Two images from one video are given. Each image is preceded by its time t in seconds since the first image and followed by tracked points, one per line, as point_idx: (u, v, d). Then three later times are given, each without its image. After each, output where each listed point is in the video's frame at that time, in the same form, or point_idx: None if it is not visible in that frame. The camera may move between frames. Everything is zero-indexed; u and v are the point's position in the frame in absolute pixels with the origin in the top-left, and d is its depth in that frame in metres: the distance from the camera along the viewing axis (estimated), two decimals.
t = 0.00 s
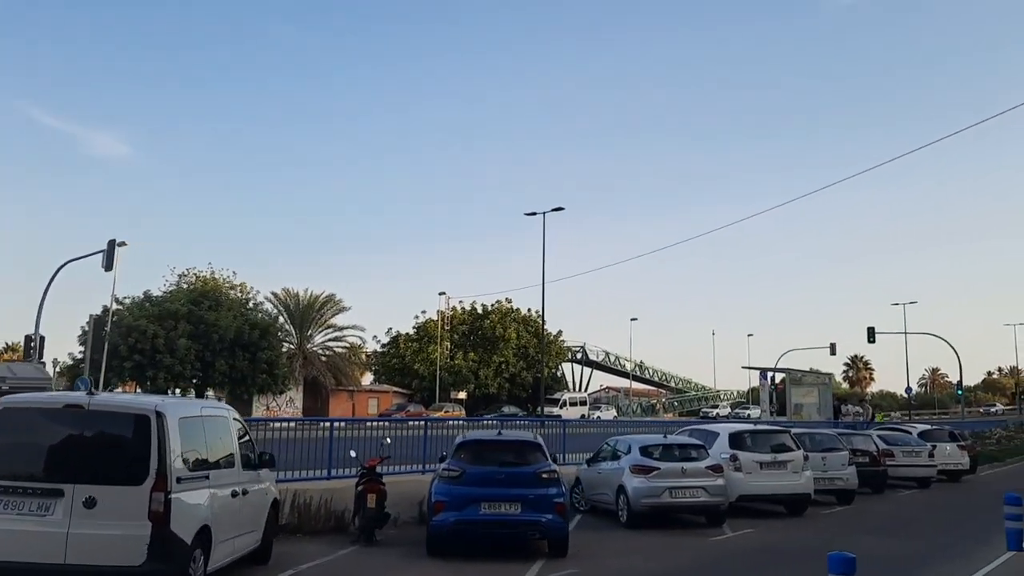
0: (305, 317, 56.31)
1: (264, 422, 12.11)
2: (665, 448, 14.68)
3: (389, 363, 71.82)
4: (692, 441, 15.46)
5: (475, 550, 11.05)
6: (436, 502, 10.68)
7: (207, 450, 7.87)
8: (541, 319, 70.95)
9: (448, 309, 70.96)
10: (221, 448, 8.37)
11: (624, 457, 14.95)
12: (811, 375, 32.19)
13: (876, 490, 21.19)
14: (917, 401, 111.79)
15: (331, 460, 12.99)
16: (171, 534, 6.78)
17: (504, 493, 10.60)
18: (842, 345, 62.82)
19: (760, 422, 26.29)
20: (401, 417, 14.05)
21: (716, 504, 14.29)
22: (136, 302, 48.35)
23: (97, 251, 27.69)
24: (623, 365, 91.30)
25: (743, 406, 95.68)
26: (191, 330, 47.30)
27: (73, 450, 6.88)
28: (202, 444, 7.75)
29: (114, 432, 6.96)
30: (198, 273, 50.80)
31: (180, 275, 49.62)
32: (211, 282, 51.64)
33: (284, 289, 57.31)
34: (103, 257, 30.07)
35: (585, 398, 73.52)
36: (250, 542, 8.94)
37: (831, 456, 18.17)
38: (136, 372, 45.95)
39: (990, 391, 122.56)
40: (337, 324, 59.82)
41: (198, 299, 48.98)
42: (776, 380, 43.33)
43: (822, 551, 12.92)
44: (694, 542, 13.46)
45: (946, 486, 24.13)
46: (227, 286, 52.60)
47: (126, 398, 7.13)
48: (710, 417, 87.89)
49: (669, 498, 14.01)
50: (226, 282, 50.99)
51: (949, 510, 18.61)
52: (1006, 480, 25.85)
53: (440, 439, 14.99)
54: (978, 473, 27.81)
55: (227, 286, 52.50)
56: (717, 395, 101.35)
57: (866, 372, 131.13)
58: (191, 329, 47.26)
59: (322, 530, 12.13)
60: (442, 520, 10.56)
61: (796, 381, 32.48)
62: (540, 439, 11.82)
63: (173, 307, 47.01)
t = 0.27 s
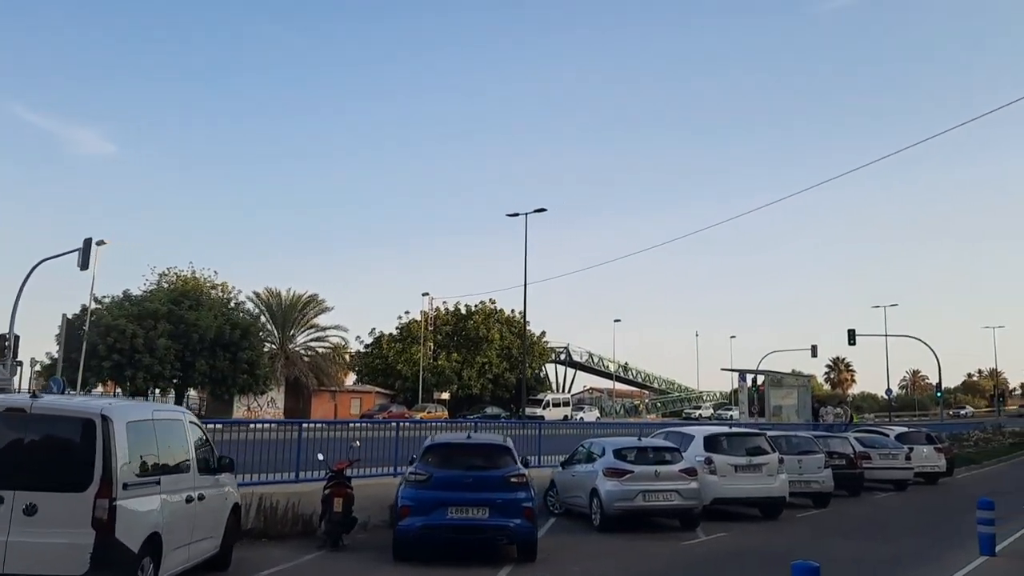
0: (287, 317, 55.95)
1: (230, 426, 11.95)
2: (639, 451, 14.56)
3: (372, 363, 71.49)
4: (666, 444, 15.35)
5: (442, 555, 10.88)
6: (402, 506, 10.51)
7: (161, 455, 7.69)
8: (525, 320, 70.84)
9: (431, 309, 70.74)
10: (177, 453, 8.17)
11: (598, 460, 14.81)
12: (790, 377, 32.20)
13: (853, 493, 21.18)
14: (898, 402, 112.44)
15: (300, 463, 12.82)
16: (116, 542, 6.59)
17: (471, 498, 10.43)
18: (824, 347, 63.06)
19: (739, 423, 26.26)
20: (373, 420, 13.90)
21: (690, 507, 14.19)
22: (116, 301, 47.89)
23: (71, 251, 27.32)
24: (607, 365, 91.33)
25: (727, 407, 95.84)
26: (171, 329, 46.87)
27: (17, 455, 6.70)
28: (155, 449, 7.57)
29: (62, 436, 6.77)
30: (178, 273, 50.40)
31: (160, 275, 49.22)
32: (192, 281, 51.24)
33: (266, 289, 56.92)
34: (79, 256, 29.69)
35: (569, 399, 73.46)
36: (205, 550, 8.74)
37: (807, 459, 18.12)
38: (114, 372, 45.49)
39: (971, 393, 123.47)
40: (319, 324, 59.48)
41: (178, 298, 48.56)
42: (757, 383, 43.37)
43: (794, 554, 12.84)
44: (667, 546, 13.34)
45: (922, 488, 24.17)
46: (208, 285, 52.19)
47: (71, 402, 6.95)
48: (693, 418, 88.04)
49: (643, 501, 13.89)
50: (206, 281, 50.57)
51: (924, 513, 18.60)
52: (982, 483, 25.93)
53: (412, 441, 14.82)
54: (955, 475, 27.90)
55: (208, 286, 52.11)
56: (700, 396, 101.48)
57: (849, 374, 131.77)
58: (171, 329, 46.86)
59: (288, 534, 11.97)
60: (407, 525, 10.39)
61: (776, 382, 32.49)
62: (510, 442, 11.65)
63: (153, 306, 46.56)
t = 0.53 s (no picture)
0: (271, 316, 55.59)
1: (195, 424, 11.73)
2: (615, 451, 14.38)
3: (357, 363, 71.10)
4: (644, 444, 15.17)
5: (410, 556, 10.66)
6: (369, 507, 10.27)
7: (111, 454, 7.45)
8: (510, 321, 70.66)
9: (417, 309, 70.46)
10: (131, 452, 7.93)
11: (574, 460, 14.62)
12: (773, 377, 32.12)
13: (833, 494, 21.07)
14: (883, 403, 112.89)
15: (269, 463, 12.60)
16: (58, 543, 6.33)
17: (440, 498, 10.21)
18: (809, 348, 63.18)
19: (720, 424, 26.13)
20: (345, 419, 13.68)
21: (667, 508, 14.01)
22: (97, 299, 47.41)
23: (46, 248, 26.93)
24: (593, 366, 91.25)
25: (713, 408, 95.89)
26: (152, 328, 46.40)
27: None
28: (104, 446, 7.33)
29: (3, 434, 6.53)
30: (160, 271, 49.97)
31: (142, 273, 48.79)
32: (174, 280, 50.81)
33: (249, 287, 56.50)
34: (56, 254, 29.30)
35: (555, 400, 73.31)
36: (163, 551, 8.51)
37: (787, 459, 17.99)
38: (94, 371, 45.00)
39: (956, 395, 124.11)
40: (303, 324, 59.09)
41: (160, 297, 48.09)
42: (741, 384, 43.29)
43: (770, 556, 12.68)
44: (642, 547, 13.16)
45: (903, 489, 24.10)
46: (190, 284, 51.74)
47: (15, 398, 6.70)
48: (679, 419, 88.10)
49: (618, 502, 13.70)
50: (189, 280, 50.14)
51: (903, 514, 18.52)
52: (963, 484, 25.89)
53: (385, 440, 14.59)
54: (937, 476, 27.87)
55: (190, 284, 51.67)
56: (687, 397, 101.54)
57: (835, 375, 132.23)
58: (152, 328, 46.40)
59: (255, 534, 11.74)
60: (374, 526, 10.16)
61: (759, 383, 32.39)
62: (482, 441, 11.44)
63: (133, 305, 46.07)
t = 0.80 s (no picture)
0: (257, 317, 55.24)
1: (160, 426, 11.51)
2: (595, 454, 14.17)
3: (344, 363, 70.76)
4: (624, 446, 14.98)
5: (380, 561, 10.43)
6: (338, 512, 10.03)
7: (61, 458, 7.21)
8: (498, 321, 70.45)
9: (405, 309, 70.18)
10: (84, 455, 7.68)
11: (553, 462, 14.41)
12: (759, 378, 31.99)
13: (818, 495, 20.93)
14: (871, 404, 113.18)
15: (239, 466, 12.37)
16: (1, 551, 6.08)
17: (410, 502, 9.98)
18: (797, 349, 63.24)
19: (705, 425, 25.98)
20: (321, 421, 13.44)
21: (646, 511, 13.82)
22: (80, 299, 46.94)
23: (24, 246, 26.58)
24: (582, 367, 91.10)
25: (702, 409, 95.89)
26: (135, 328, 45.96)
27: None
28: (54, 450, 7.09)
29: None
30: (144, 271, 49.55)
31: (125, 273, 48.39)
32: (158, 279, 50.39)
33: (235, 287, 56.13)
34: (35, 253, 28.93)
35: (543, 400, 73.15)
36: (121, 557, 8.27)
37: (770, 461, 17.83)
38: (77, 372, 44.55)
39: (943, 396, 124.49)
40: (289, 324, 58.73)
41: (144, 297, 47.64)
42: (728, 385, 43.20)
43: (750, 559, 12.51)
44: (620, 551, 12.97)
45: (888, 491, 24.00)
46: (175, 283, 51.31)
47: None
48: (668, 420, 88.07)
49: (597, 505, 13.51)
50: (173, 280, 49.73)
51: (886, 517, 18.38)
52: (947, 486, 25.83)
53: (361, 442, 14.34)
54: (922, 478, 27.79)
55: (174, 284, 51.24)
56: (676, 398, 101.52)
57: (823, 376, 132.53)
58: (136, 328, 45.97)
59: (225, 539, 11.50)
60: (343, 531, 9.93)
61: (745, 384, 32.26)
62: (455, 443, 11.21)
63: (117, 305, 45.61)
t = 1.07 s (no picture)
0: (245, 317, 54.91)
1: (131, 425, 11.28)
2: (576, 453, 13.97)
3: (334, 364, 70.43)
4: (607, 445, 14.77)
5: (354, 563, 10.21)
6: (309, 511, 9.81)
7: (13, 458, 6.97)
8: (489, 321, 70.22)
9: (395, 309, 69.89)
10: (40, 454, 7.45)
11: (534, 461, 14.21)
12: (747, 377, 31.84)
13: (804, 495, 20.78)
14: (863, 404, 113.34)
15: (213, 465, 12.13)
16: None
17: (382, 502, 9.76)
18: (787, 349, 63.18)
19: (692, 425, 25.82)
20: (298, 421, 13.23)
21: (628, 511, 13.62)
22: (65, 298, 46.54)
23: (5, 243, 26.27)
24: (573, 367, 90.91)
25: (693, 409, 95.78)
26: (122, 328, 45.57)
27: None
28: (5, 450, 6.86)
29: None
30: (131, 270, 49.17)
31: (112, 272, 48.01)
32: (145, 278, 50.00)
33: (223, 287, 55.78)
34: (16, 250, 28.57)
35: (534, 400, 72.94)
36: (80, 559, 8.04)
37: (755, 460, 17.66)
38: (62, 372, 44.15)
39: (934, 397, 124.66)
40: (278, 324, 58.41)
41: (131, 296, 47.22)
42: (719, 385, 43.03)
43: (732, 560, 12.32)
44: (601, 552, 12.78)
45: (875, 490, 23.87)
46: (163, 283, 50.93)
47: None
48: (659, 420, 87.98)
49: (578, 505, 13.31)
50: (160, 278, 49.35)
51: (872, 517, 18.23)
52: (935, 486, 25.71)
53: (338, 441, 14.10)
54: (910, 478, 27.69)
55: (162, 284, 50.85)
56: (667, 398, 101.40)
57: (815, 377, 132.64)
58: (122, 327, 45.58)
59: (198, 540, 11.29)
60: (314, 531, 9.70)
61: (733, 384, 32.11)
62: (432, 442, 10.98)
63: (103, 304, 45.20)
